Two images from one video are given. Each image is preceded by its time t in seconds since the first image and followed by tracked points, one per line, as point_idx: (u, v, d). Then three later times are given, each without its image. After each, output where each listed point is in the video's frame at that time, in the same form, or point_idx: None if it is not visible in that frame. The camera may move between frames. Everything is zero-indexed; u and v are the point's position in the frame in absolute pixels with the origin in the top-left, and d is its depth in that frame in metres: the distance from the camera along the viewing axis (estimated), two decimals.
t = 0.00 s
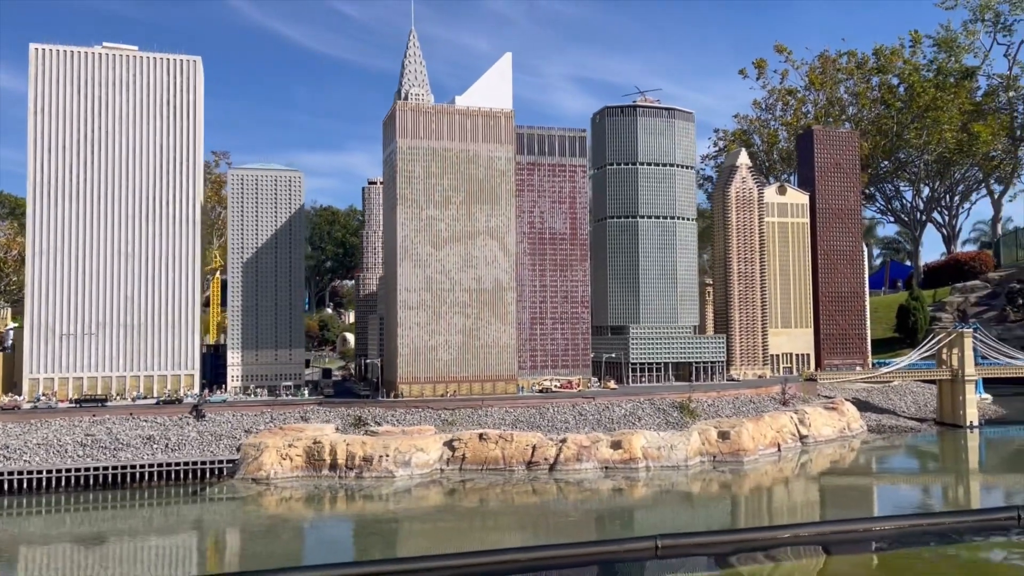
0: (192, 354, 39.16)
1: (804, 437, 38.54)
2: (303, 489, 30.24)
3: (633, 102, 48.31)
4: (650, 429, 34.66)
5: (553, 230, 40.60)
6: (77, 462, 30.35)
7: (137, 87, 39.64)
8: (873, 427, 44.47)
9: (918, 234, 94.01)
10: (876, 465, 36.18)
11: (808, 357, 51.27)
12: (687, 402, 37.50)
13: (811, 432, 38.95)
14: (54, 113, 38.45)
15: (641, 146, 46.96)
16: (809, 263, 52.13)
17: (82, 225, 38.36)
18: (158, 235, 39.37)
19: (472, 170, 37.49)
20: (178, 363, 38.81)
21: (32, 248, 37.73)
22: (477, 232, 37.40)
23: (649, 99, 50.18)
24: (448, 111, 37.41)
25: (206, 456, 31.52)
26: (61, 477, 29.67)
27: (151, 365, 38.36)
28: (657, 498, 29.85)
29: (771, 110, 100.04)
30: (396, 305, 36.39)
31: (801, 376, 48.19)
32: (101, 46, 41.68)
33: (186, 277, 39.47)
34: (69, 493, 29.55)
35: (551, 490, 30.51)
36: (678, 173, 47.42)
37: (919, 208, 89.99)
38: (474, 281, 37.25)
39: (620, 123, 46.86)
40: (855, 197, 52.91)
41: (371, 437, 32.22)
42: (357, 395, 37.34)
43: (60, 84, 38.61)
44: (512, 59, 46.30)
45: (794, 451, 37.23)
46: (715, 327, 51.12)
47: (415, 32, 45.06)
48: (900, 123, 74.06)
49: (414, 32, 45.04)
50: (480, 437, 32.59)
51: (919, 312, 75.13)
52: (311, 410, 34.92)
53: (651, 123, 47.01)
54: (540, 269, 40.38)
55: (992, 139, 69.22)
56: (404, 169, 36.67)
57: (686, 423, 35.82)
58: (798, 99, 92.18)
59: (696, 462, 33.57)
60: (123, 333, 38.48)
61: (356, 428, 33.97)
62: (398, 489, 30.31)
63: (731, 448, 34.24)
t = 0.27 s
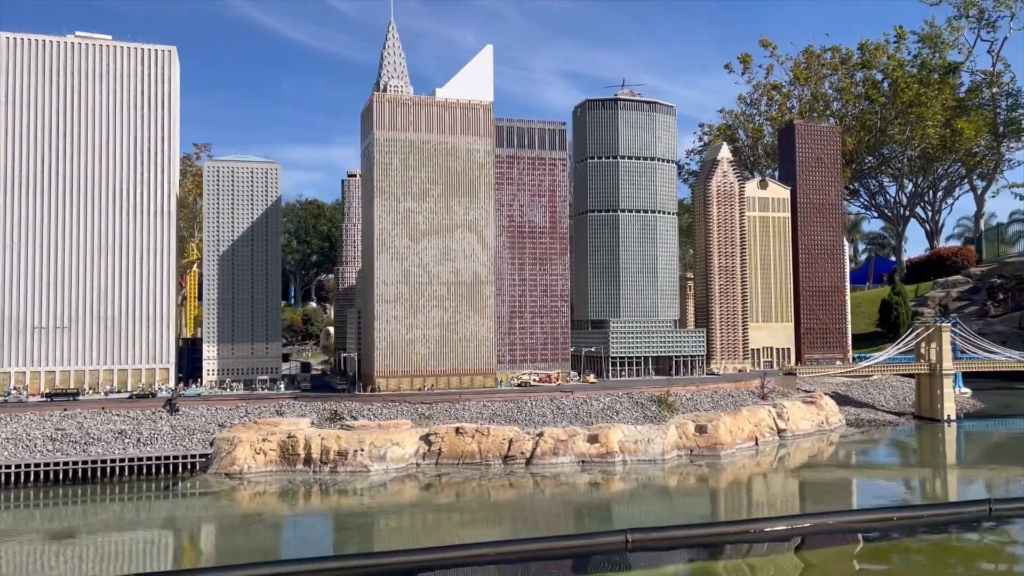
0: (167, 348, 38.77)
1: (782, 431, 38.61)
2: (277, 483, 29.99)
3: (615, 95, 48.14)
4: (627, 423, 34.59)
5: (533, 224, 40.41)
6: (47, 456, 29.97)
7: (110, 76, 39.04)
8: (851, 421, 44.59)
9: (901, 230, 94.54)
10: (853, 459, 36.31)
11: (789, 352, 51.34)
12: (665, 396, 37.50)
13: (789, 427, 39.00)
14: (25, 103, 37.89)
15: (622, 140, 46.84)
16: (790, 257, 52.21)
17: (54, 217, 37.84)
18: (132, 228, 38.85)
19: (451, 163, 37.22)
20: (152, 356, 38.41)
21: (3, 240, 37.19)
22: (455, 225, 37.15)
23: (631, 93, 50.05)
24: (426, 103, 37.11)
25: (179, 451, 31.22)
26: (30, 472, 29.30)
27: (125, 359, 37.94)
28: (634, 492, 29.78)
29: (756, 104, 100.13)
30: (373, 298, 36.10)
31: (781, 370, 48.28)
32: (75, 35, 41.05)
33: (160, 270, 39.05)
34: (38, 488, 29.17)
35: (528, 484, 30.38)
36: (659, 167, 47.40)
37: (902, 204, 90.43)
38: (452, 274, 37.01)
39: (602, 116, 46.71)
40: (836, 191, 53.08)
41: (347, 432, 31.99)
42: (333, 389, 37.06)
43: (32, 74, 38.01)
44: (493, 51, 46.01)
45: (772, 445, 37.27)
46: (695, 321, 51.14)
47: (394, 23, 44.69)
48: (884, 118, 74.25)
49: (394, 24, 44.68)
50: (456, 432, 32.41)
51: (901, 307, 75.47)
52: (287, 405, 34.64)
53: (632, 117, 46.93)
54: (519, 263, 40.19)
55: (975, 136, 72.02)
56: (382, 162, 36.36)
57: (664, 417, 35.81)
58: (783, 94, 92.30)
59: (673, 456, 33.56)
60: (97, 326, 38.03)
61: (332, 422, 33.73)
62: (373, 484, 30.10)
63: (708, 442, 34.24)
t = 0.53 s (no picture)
0: (141, 341, 38.29)
1: (761, 426, 38.58)
2: (249, 478, 29.62)
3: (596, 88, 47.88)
4: (605, 418, 34.44)
5: (512, 217, 40.11)
6: (14, 451, 29.47)
7: (83, 64, 38.35)
8: (830, 416, 44.64)
9: (884, 226, 94.94)
10: (831, 454, 36.30)
11: (770, 346, 51.38)
12: (644, 390, 37.39)
13: (767, 421, 38.98)
14: None
15: (603, 133, 46.60)
16: (772, 252, 52.22)
17: (25, 208, 37.21)
18: (104, 219, 38.25)
19: (429, 155, 36.87)
20: (125, 350, 37.91)
21: None
22: (433, 218, 36.82)
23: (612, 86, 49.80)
24: (404, 94, 36.73)
25: (149, 445, 30.79)
26: None
27: (97, 352, 37.42)
28: (611, 487, 29.62)
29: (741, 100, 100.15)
30: (349, 292, 35.73)
31: (761, 364, 48.28)
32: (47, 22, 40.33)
33: (134, 262, 38.56)
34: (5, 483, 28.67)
35: (504, 479, 30.16)
36: (640, 161, 47.23)
37: (885, 199, 90.75)
38: (430, 268, 36.70)
39: (583, 109, 46.45)
40: (817, 186, 53.13)
41: (321, 426, 31.66)
42: (309, 383, 36.78)
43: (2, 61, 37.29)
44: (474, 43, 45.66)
45: (750, 439, 37.23)
46: (676, 315, 51.05)
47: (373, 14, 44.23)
48: (868, 114, 74.36)
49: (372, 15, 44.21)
50: (432, 426, 32.13)
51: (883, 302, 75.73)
52: (261, 399, 34.28)
53: (613, 110, 46.67)
54: (498, 257, 39.91)
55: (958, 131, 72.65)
56: (358, 153, 35.98)
57: (642, 411, 35.70)
58: (767, 90, 92.35)
59: (651, 450, 33.44)
60: (69, 319, 37.47)
61: (307, 416, 33.38)
62: (347, 479, 29.79)
63: (686, 437, 34.13)
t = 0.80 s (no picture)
0: (113, 335, 37.73)
1: (738, 421, 38.55)
2: (220, 473, 29.26)
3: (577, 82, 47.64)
4: (581, 413, 34.28)
5: (491, 211, 39.87)
6: None
7: (54, 52, 37.67)
8: (808, 412, 44.69)
9: (867, 222, 95.37)
10: (807, 450, 36.33)
11: (749, 342, 51.44)
12: (621, 385, 37.28)
13: (745, 416, 38.95)
14: None
15: (584, 127, 46.40)
16: (752, 248, 52.27)
17: None
18: (76, 210, 37.70)
19: (406, 147, 36.52)
20: (97, 343, 37.37)
21: None
22: (409, 211, 36.49)
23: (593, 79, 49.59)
24: (381, 86, 36.32)
25: (118, 440, 30.35)
26: None
27: (68, 345, 36.85)
28: (586, 482, 29.47)
29: (725, 95, 100.21)
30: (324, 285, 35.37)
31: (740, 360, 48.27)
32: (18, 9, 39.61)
33: (106, 254, 38.01)
34: None
35: (478, 474, 29.94)
36: (621, 155, 47.07)
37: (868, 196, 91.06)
38: (406, 261, 36.37)
39: (564, 103, 46.23)
40: (798, 182, 53.20)
41: (294, 420, 31.32)
42: (283, 377, 36.44)
43: None
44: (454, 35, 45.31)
45: (727, 435, 37.19)
46: (656, 310, 50.95)
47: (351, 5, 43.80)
48: (852, 110, 74.48)
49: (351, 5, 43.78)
50: (407, 421, 31.86)
51: (865, 298, 76.03)
52: (234, 393, 33.88)
53: (594, 104, 46.47)
54: (476, 250, 39.60)
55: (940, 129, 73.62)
56: (334, 145, 35.59)
57: (619, 406, 35.59)
58: (751, 85, 92.39)
59: (626, 445, 33.33)
60: (39, 311, 36.85)
61: (280, 410, 33.03)
62: (319, 474, 29.49)
63: (662, 432, 34.04)
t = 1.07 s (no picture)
0: (85, 327, 37.25)
1: (716, 417, 38.53)
2: (191, 467, 28.94)
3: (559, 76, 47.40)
4: (558, 407, 34.15)
5: (470, 204, 39.59)
6: None
7: (26, 40, 37.07)
8: (787, 407, 44.75)
9: (851, 220, 95.71)
10: (784, 445, 36.35)
11: (729, 338, 51.52)
12: (599, 380, 37.19)
13: (723, 412, 38.93)
14: None
15: (565, 121, 46.22)
16: (733, 244, 52.34)
17: None
18: (49, 200, 37.18)
19: (383, 139, 36.20)
20: (69, 335, 36.87)
21: None
22: (386, 204, 36.17)
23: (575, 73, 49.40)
24: (358, 77, 35.99)
25: (88, 433, 29.95)
26: None
27: (39, 337, 36.33)
28: (561, 477, 29.33)
29: (711, 92, 100.24)
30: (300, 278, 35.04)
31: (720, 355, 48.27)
32: None
33: (78, 245, 37.49)
34: None
35: (453, 469, 29.73)
36: (602, 150, 46.94)
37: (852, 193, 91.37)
38: (384, 254, 36.07)
39: (545, 96, 45.97)
40: (779, 178, 53.25)
41: (267, 414, 31.01)
42: (258, 370, 36.11)
43: None
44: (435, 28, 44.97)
45: (704, 430, 37.18)
46: (637, 306, 50.87)
47: None
48: (836, 108, 74.59)
49: None
50: (381, 415, 31.61)
51: (848, 296, 76.28)
52: (207, 386, 33.52)
53: (576, 98, 46.24)
54: (455, 244, 39.30)
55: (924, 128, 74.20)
56: (310, 136, 35.24)
57: (596, 401, 35.49)
58: (737, 82, 92.43)
59: (603, 440, 33.22)
60: (9, 303, 36.28)
61: (253, 404, 32.73)
62: (292, 468, 29.21)
63: (638, 427, 33.98)
